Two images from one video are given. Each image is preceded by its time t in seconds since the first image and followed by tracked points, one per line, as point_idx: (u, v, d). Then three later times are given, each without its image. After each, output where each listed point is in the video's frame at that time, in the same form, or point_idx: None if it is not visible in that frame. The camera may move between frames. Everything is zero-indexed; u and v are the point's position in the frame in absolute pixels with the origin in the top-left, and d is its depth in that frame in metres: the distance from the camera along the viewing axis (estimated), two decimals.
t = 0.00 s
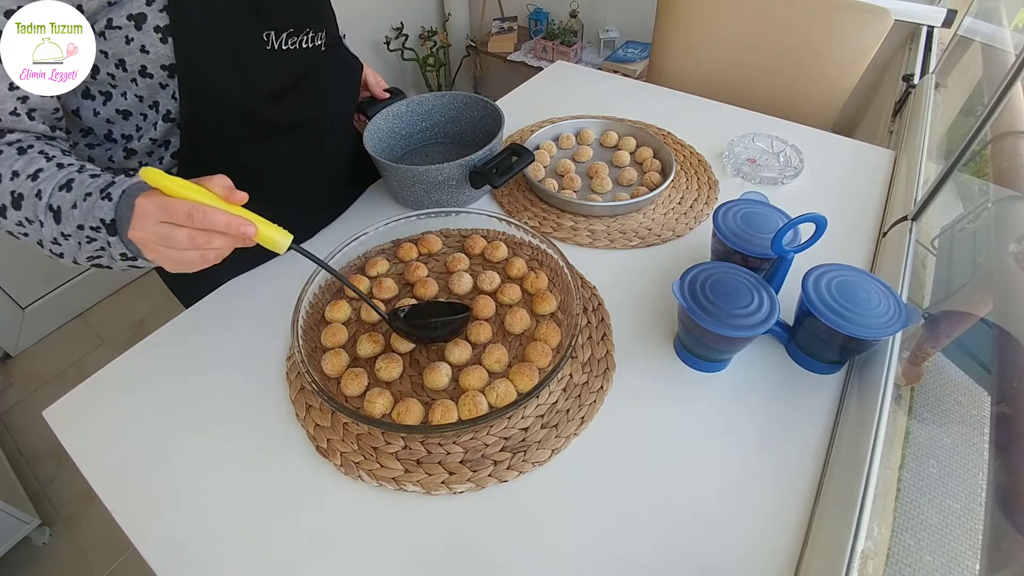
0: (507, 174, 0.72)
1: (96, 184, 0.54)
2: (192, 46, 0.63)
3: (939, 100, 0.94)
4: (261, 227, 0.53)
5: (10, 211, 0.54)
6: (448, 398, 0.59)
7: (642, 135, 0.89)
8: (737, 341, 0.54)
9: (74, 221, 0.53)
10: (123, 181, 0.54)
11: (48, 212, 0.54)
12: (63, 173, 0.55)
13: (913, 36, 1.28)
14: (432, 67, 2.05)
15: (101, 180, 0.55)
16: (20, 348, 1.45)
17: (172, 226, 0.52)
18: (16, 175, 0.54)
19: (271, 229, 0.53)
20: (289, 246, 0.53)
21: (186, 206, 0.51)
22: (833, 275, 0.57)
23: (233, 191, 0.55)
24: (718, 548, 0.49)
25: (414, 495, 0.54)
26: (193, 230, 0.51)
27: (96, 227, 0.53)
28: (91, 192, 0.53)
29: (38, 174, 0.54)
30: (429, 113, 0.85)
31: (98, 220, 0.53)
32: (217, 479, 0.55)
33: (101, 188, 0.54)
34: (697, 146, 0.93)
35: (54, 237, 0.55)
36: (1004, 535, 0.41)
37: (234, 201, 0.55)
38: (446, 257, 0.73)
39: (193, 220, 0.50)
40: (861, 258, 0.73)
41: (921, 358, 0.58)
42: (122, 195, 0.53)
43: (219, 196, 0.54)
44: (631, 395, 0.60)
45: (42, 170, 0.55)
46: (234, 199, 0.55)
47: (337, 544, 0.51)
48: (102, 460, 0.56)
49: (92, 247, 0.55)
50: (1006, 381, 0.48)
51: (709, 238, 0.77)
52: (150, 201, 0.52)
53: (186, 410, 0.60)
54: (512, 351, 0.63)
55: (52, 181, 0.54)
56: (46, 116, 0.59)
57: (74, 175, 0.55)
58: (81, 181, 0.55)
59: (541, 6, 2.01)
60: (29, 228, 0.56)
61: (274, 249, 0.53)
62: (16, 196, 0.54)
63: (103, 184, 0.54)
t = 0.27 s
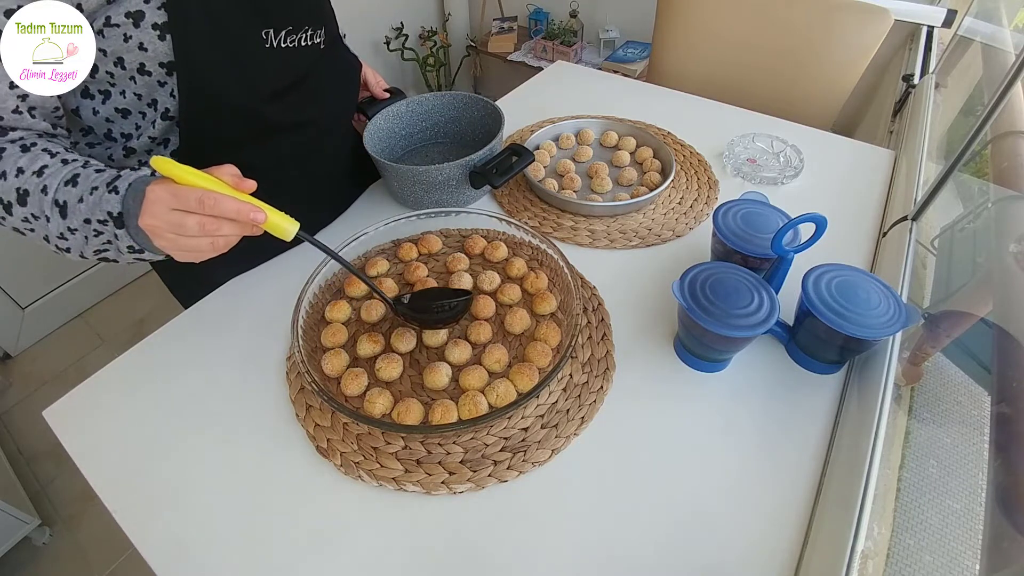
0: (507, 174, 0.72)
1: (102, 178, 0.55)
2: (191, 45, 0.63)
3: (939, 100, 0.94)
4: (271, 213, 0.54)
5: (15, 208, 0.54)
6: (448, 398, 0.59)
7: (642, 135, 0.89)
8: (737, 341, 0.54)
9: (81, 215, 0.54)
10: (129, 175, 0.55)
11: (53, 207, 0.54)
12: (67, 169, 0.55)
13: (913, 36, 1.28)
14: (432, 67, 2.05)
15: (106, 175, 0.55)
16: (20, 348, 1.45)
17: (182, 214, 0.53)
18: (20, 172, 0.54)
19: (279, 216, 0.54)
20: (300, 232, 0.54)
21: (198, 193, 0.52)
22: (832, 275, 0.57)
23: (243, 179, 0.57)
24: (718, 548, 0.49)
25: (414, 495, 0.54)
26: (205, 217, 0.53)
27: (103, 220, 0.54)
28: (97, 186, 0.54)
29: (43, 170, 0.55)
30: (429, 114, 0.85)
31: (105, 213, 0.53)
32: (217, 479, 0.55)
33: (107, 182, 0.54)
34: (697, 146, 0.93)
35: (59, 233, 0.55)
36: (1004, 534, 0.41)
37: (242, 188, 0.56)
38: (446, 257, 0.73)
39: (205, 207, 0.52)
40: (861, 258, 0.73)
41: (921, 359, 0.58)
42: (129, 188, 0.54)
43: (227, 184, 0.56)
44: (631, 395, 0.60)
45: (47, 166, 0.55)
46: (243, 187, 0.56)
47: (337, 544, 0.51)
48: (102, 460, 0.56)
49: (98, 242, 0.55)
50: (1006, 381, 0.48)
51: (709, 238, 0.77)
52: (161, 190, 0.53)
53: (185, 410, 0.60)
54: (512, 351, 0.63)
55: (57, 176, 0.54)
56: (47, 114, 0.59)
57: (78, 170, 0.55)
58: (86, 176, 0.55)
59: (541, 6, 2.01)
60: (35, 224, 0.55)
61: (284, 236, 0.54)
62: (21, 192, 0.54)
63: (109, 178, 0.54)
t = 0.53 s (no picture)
0: (507, 174, 0.72)
1: (100, 174, 0.55)
2: (191, 43, 0.63)
3: (940, 99, 0.94)
4: (269, 208, 0.54)
5: (15, 206, 0.55)
6: (448, 398, 0.59)
7: (642, 135, 0.89)
8: (736, 341, 0.54)
9: (80, 212, 0.54)
10: (125, 170, 0.54)
11: (53, 204, 0.54)
12: (66, 165, 0.55)
13: (913, 36, 1.28)
14: (432, 67, 2.05)
15: (104, 171, 0.55)
16: (20, 348, 1.45)
17: (181, 213, 0.52)
18: (19, 169, 0.54)
19: (278, 211, 0.54)
20: (299, 226, 0.54)
21: (195, 191, 0.51)
22: (832, 275, 0.57)
23: (239, 174, 0.57)
24: (718, 548, 0.49)
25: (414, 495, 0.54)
26: (203, 215, 0.52)
27: (102, 217, 0.54)
28: (94, 182, 0.54)
29: (42, 167, 0.54)
30: (429, 113, 0.85)
31: (103, 210, 0.53)
32: (217, 478, 0.55)
33: (104, 178, 0.54)
34: (697, 146, 0.93)
35: (60, 230, 0.55)
36: (1005, 534, 0.41)
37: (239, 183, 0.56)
38: (446, 257, 0.73)
39: (203, 205, 0.51)
40: (861, 258, 0.73)
41: (921, 359, 0.58)
42: (126, 184, 0.54)
43: (224, 179, 0.56)
44: (631, 395, 0.60)
45: (46, 164, 0.55)
46: (240, 182, 0.56)
47: (337, 544, 0.51)
48: (102, 460, 0.56)
49: (99, 238, 0.55)
50: (1006, 381, 0.48)
51: (709, 238, 0.77)
52: (156, 189, 0.53)
53: (185, 410, 0.60)
54: (512, 351, 0.63)
55: (56, 173, 0.54)
56: (46, 111, 0.59)
57: (78, 167, 0.55)
58: (85, 172, 0.55)
59: (541, 6, 2.01)
60: (35, 221, 0.56)
61: (284, 230, 0.54)
62: (20, 190, 0.54)
63: (106, 174, 0.54)
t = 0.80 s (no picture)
0: (507, 174, 0.72)
1: (132, 170, 0.56)
2: (192, 43, 0.63)
3: (940, 99, 0.94)
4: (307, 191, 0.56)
5: (44, 206, 0.54)
6: (448, 398, 0.59)
7: (642, 135, 0.89)
8: (736, 341, 0.54)
9: (114, 207, 0.54)
10: (157, 164, 0.56)
11: (85, 202, 0.54)
12: (96, 163, 0.56)
13: (913, 36, 1.28)
14: (432, 67, 2.05)
15: (134, 167, 0.56)
16: (20, 348, 1.45)
17: (225, 195, 0.53)
18: (48, 169, 0.54)
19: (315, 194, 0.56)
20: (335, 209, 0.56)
21: (240, 173, 0.53)
22: (832, 275, 0.57)
23: (278, 160, 0.59)
24: (718, 548, 0.49)
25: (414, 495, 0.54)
26: (248, 197, 0.54)
27: (137, 210, 0.54)
28: (129, 177, 0.55)
29: (71, 166, 0.55)
30: (429, 113, 0.85)
31: (140, 202, 0.54)
32: (218, 478, 0.55)
33: (138, 172, 0.55)
34: (697, 146, 0.93)
35: (91, 228, 0.55)
36: (1004, 534, 0.41)
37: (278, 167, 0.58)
38: (446, 257, 0.73)
39: (248, 186, 0.53)
40: (861, 258, 0.73)
41: (921, 359, 0.58)
42: (161, 176, 0.55)
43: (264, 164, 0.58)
44: (631, 395, 0.60)
45: (75, 162, 0.55)
46: (278, 167, 0.58)
47: (337, 544, 0.51)
48: (102, 461, 0.56)
49: (130, 234, 0.56)
50: (1006, 381, 0.48)
51: (709, 238, 0.77)
52: (201, 172, 0.54)
53: (184, 410, 0.60)
54: (512, 351, 0.63)
55: (87, 171, 0.55)
56: (61, 110, 0.62)
57: (106, 164, 0.56)
58: (114, 169, 0.56)
59: (541, 6, 2.01)
60: (64, 222, 0.55)
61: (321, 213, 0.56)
62: (50, 190, 0.54)
63: (140, 168, 0.55)
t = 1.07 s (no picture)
0: (506, 174, 0.72)
1: (135, 168, 0.56)
2: (193, 43, 0.63)
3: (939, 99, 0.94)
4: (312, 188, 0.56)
5: (44, 203, 0.54)
6: (448, 398, 0.59)
7: (642, 135, 0.89)
8: (736, 341, 0.54)
9: (116, 205, 0.55)
10: (161, 163, 0.56)
11: (86, 199, 0.54)
12: (98, 161, 0.56)
13: (913, 37, 1.28)
14: (432, 67, 2.05)
15: (137, 165, 0.56)
16: (20, 348, 1.45)
17: (229, 187, 0.53)
18: (50, 166, 0.54)
19: (318, 193, 0.56)
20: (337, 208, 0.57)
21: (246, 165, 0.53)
22: (832, 275, 0.57)
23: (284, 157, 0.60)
24: (718, 548, 0.49)
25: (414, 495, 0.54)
26: (253, 188, 0.54)
27: (139, 208, 0.54)
28: (132, 174, 0.55)
29: (73, 164, 0.55)
30: (430, 113, 0.85)
31: (142, 200, 0.54)
32: (218, 478, 0.55)
33: (141, 170, 0.55)
34: (697, 146, 0.93)
35: (91, 225, 0.55)
36: (1004, 534, 0.41)
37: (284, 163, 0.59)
38: (446, 257, 0.73)
39: (254, 178, 0.53)
40: (861, 258, 0.73)
41: (921, 359, 0.58)
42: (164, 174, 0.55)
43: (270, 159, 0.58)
44: (631, 395, 0.60)
45: (76, 160, 0.55)
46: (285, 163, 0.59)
47: (337, 544, 0.51)
48: (102, 460, 0.56)
49: (131, 232, 0.56)
50: (1006, 381, 0.48)
51: (709, 238, 0.77)
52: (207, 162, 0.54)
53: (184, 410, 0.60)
54: (512, 351, 0.63)
55: (89, 168, 0.55)
56: (62, 108, 0.61)
57: (109, 162, 0.56)
58: (117, 167, 0.56)
59: (541, 6, 2.01)
60: (64, 219, 0.56)
61: (324, 211, 0.56)
62: (51, 187, 0.54)
63: (143, 166, 0.56)
